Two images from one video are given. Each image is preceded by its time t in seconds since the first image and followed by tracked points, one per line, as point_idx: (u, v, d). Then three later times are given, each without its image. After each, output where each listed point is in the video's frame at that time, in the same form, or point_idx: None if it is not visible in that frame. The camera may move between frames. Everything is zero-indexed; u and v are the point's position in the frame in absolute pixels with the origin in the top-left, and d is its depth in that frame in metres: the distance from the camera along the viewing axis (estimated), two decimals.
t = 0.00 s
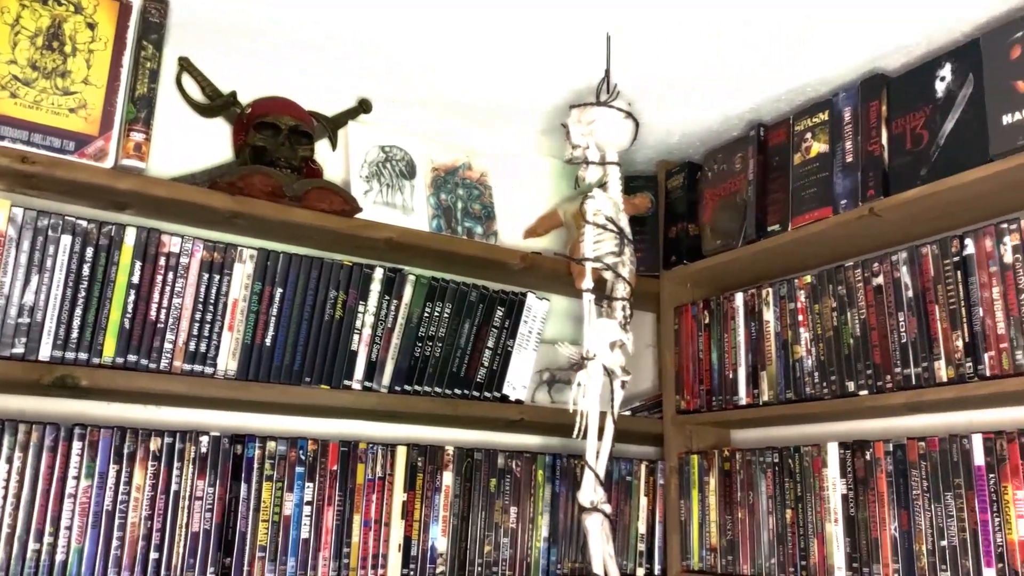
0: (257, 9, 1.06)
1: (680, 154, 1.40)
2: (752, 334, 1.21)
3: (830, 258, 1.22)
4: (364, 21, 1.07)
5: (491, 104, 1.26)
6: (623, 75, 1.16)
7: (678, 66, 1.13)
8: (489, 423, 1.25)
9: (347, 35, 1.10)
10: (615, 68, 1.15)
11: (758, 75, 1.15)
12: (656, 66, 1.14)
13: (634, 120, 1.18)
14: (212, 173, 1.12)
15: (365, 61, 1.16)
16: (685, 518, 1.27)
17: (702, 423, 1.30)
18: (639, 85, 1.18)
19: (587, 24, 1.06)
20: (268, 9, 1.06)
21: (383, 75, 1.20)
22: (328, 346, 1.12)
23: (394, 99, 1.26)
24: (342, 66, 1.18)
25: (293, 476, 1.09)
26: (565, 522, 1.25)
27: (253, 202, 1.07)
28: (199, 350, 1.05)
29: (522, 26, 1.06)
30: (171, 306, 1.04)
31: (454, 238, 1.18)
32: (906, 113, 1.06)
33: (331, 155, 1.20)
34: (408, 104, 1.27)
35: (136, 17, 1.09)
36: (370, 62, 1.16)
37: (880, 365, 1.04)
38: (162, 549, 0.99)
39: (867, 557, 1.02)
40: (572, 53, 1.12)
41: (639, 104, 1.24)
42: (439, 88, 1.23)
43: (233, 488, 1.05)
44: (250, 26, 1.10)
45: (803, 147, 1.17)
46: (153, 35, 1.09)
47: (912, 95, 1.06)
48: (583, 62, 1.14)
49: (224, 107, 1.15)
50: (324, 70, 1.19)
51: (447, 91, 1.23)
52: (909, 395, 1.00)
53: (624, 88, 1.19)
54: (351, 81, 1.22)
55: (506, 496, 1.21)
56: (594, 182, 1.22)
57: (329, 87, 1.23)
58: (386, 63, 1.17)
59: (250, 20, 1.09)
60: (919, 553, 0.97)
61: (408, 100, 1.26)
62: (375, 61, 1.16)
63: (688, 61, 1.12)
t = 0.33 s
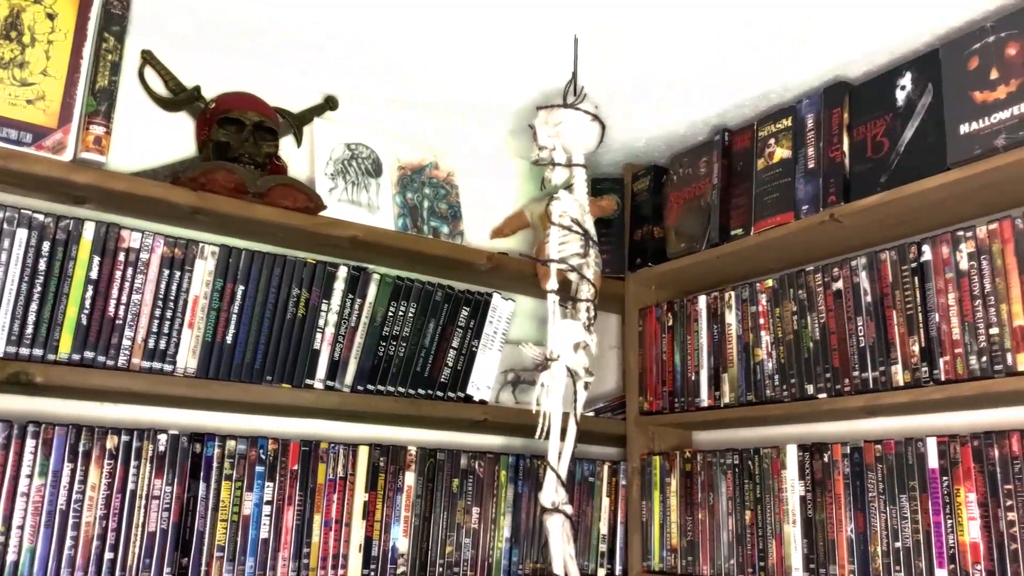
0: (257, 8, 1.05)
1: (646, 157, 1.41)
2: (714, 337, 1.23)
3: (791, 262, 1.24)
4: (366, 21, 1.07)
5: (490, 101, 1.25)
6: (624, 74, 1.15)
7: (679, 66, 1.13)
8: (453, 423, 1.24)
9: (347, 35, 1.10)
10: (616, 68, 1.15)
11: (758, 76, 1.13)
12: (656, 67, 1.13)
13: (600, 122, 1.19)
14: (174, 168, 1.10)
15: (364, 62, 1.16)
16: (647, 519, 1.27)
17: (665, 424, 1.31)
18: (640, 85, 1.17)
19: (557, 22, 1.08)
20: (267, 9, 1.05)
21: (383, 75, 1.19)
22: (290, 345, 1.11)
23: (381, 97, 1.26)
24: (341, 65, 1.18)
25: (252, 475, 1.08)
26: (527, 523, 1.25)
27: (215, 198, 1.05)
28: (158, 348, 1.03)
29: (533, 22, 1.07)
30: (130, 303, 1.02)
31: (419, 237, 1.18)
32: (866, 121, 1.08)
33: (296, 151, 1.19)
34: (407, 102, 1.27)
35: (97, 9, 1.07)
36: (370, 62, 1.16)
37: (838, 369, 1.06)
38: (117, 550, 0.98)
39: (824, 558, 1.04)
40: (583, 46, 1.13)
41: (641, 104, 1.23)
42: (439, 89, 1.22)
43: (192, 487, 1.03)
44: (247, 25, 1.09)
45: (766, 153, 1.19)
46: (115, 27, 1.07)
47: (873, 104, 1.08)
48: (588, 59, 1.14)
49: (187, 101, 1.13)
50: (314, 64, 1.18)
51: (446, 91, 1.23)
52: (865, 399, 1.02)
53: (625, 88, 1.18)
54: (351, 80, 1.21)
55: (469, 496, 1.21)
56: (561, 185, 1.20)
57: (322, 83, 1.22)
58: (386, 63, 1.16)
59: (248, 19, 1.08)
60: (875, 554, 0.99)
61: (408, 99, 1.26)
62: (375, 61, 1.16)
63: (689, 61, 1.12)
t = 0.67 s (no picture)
0: (257, 8, 1.05)
1: (607, 159, 1.41)
2: (670, 338, 1.23)
3: (746, 265, 1.25)
4: (337, 17, 1.06)
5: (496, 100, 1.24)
6: (623, 74, 1.15)
7: (678, 66, 1.12)
8: (409, 422, 1.24)
9: (347, 35, 1.09)
10: (616, 68, 1.13)
11: (758, 75, 1.13)
12: (654, 66, 1.13)
13: (560, 123, 1.19)
14: (126, 160, 1.08)
15: (364, 62, 1.15)
16: (602, 519, 1.28)
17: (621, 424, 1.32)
18: (640, 85, 1.17)
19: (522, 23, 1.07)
20: (267, 9, 1.05)
21: (383, 75, 1.19)
22: (243, 342, 1.09)
23: (346, 93, 1.24)
24: (341, 65, 1.17)
25: (202, 474, 1.06)
26: (481, 523, 1.25)
27: (167, 191, 1.03)
28: (106, 343, 1.01)
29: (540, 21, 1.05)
30: (78, 297, 1.00)
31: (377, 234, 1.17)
32: (822, 127, 1.09)
33: (252, 146, 1.18)
34: (410, 103, 1.26)
35: None
36: (369, 62, 1.15)
37: (791, 371, 1.07)
38: (60, 549, 0.95)
39: (774, 559, 1.05)
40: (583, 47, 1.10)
41: (641, 105, 1.23)
42: (439, 89, 1.22)
43: (139, 486, 1.01)
44: (246, 25, 1.09)
45: (724, 156, 1.20)
46: (65, 15, 1.04)
47: (827, 111, 1.09)
48: (588, 59, 1.12)
49: (141, 92, 1.11)
50: (310, 63, 1.17)
51: (446, 92, 1.22)
52: (817, 401, 1.03)
53: (625, 88, 1.18)
54: (351, 80, 1.21)
55: (423, 496, 1.21)
56: (520, 183, 1.21)
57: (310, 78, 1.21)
58: (386, 64, 1.16)
59: (248, 20, 1.07)
60: (824, 555, 1.00)
61: (410, 100, 1.25)
62: (375, 61, 1.15)
63: (688, 61, 1.11)
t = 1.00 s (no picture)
0: (257, 8, 1.04)
1: (569, 156, 1.42)
2: (630, 336, 1.24)
3: (705, 264, 1.26)
4: (301, 9, 1.04)
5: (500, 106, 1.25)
6: (623, 73, 1.15)
7: (678, 66, 1.12)
8: (366, 419, 1.23)
9: (347, 35, 1.09)
10: (615, 68, 1.14)
11: (727, 75, 1.14)
12: (655, 66, 1.13)
13: (521, 119, 1.19)
14: (77, 150, 1.06)
15: (364, 62, 1.16)
16: (559, 516, 1.28)
17: (580, 422, 1.32)
18: (640, 85, 1.17)
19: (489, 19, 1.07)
20: (267, 9, 1.04)
21: (383, 75, 1.19)
22: (196, 337, 1.07)
23: (311, 86, 1.23)
24: (341, 65, 1.17)
25: (153, 471, 1.04)
26: (438, 521, 1.25)
27: (119, 181, 1.01)
28: (54, 337, 0.98)
29: (549, 21, 1.04)
30: (24, 289, 0.97)
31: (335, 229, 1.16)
32: (781, 128, 1.10)
33: (209, 137, 1.16)
34: (410, 103, 1.27)
35: None
36: (370, 62, 1.15)
37: (748, 369, 1.08)
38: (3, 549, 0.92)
39: (729, 556, 1.05)
40: (584, 47, 1.09)
41: (641, 105, 1.23)
42: (439, 89, 1.22)
43: (87, 484, 0.99)
44: (246, 25, 1.08)
45: (684, 156, 1.20)
46: None
47: (786, 112, 1.10)
48: (588, 59, 1.12)
49: (94, 80, 1.08)
50: (310, 64, 1.17)
51: (446, 92, 1.23)
52: (773, 399, 1.04)
53: (625, 88, 1.18)
54: (350, 80, 1.21)
55: (380, 494, 1.20)
56: (481, 179, 1.20)
57: (306, 77, 1.21)
58: (386, 64, 1.16)
59: (248, 20, 1.07)
60: (778, 552, 1.01)
61: (408, 100, 1.26)
62: (375, 61, 1.15)
63: (688, 61, 1.11)
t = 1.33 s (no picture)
0: (257, 8, 1.05)
1: (533, 152, 1.42)
2: (592, 332, 1.24)
3: (666, 261, 1.27)
4: None
5: (505, 109, 1.27)
6: (624, 74, 1.15)
7: (678, 66, 1.13)
8: (325, 414, 1.21)
9: (347, 35, 1.10)
10: (616, 68, 1.14)
11: (691, 73, 1.15)
12: (655, 66, 1.13)
13: (484, 112, 1.18)
14: (27, 135, 1.02)
15: (364, 62, 1.16)
16: (519, 511, 1.28)
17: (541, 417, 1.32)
18: (640, 85, 1.18)
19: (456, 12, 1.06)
20: (267, 9, 1.05)
21: (383, 75, 1.20)
22: (151, 330, 1.05)
23: (273, 77, 1.21)
24: (341, 66, 1.18)
25: (105, 466, 1.01)
26: (397, 517, 1.24)
27: (71, 169, 0.98)
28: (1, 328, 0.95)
29: (550, 21, 1.04)
30: None
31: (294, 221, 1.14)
32: (741, 126, 1.11)
33: (165, 126, 1.14)
34: (375, 95, 1.26)
35: None
36: (370, 62, 1.16)
37: (707, 365, 1.08)
38: None
39: (687, 550, 1.06)
40: (584, 47, 1.10)
41: (644, 104, 1.24)
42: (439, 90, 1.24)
43: (35, 478, 0.96)
44: (246, 25, 1.09)
45: (647, 152, 1.21)
46: None
47: (748, 110, 1.11)
48: (588, 59, 1.12)
49: (45, 66, 1.06)
50: (310, 64, 1.18)
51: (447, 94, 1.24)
52: (732, 394, 1.04)
53: (626, 88, 1.19)
54: (351, 81, 1.22)
55: (338, 489, 1.19)
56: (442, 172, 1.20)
57: (306, 78, 1.21)
58: (387, 64, 1.17)
59: (248, 20, 1.07)
60: (734, 547, 1.01)
61: (410, 100, 1.27)
62: (375, 61, 1.16)
63: (689, 61, 1.12)
